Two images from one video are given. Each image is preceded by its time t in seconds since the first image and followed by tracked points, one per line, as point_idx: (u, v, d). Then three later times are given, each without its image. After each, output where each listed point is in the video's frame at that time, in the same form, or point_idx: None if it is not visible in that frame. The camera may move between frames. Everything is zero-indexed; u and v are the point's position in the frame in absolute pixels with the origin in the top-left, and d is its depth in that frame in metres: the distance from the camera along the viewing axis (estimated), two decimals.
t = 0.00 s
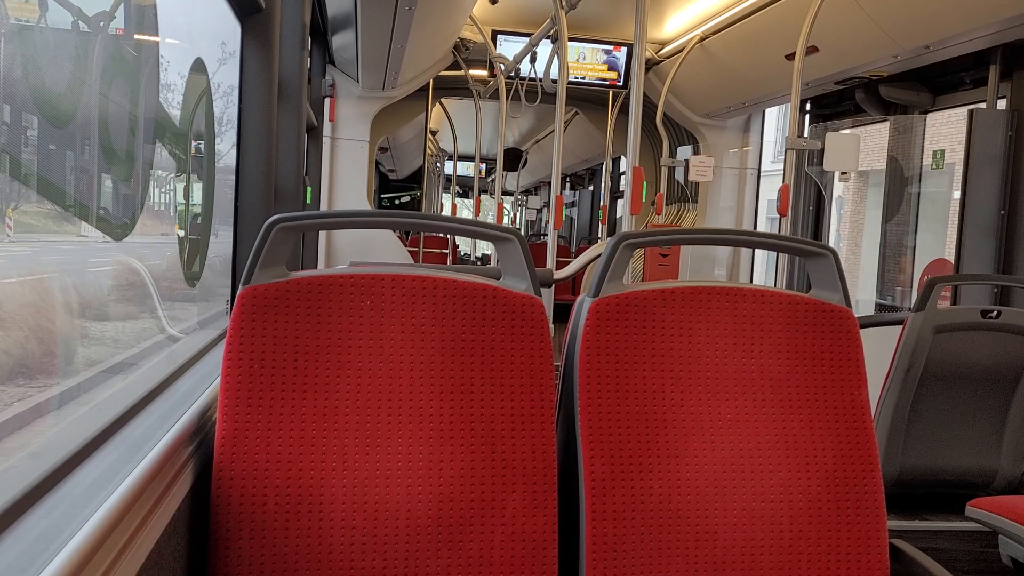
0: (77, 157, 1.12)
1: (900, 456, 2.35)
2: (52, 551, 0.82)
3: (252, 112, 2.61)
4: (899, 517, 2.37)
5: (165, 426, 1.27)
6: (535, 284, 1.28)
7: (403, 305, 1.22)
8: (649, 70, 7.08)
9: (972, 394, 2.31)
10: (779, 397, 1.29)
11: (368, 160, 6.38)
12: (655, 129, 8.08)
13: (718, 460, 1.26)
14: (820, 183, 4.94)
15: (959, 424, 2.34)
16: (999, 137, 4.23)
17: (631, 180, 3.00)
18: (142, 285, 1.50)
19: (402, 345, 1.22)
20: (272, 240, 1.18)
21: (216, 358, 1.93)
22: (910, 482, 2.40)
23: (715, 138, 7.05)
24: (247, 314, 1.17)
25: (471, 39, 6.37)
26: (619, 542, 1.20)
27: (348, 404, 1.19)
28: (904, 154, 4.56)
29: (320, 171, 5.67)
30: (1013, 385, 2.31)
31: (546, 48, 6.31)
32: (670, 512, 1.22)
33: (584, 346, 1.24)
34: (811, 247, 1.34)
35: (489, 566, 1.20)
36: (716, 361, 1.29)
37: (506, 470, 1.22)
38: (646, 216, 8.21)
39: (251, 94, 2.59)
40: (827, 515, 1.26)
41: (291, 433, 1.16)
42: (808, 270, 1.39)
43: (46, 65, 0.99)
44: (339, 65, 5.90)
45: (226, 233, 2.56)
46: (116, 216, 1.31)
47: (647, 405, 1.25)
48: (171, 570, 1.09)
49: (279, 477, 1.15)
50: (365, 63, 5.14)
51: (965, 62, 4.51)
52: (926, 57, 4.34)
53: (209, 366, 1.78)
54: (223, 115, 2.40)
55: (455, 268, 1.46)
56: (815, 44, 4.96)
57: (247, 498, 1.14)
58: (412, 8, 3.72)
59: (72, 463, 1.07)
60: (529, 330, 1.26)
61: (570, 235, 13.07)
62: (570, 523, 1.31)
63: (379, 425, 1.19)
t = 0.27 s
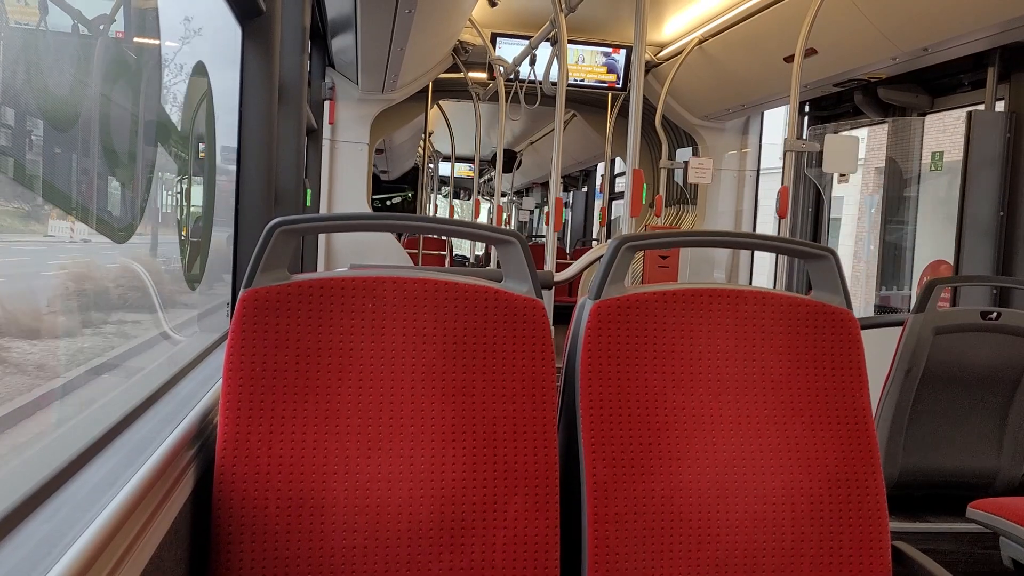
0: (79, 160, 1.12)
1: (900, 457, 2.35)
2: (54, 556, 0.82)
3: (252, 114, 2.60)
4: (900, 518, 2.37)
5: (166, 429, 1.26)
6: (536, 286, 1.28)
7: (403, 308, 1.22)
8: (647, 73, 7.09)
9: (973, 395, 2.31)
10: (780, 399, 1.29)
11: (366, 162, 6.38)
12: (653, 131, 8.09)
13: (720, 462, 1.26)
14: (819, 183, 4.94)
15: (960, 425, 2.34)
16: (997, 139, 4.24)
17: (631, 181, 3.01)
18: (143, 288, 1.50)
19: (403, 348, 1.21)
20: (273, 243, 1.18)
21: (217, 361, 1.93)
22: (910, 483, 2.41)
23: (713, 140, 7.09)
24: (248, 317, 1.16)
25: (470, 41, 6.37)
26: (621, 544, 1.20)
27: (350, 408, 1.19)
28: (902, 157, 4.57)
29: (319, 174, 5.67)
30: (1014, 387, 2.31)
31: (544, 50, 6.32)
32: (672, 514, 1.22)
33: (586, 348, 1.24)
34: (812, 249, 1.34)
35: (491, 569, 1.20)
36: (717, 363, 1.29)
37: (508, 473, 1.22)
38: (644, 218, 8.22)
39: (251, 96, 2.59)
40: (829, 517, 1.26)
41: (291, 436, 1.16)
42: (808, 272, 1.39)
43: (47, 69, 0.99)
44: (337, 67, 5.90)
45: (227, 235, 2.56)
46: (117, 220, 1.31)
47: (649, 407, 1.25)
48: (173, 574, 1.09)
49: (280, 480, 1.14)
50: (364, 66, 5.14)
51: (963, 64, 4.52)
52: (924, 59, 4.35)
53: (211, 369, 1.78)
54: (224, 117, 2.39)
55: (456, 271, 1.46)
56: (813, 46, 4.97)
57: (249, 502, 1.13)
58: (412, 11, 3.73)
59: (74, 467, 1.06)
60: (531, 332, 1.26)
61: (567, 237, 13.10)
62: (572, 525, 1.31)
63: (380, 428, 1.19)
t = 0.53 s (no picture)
0: (79, 160, 1.12)
1: (900, 458, 2.35)
2: (54, 553, 0.82)
3: (252, 114, 2.61)
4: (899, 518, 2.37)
5: (166, 428, 1.27)
6: (535, 285, 1.29)
7: (402, 307, 1.22)
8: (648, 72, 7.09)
9: (972, 396, 2.31)
10: (779, 399, 1.29)
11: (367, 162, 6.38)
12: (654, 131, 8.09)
13: (719, 462, 1.26)
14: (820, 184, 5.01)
15: (960, 426, 2.34)
16: (998, 138, 4.20)
17: (631, 181, 3.01)
18: (143, 288, 1.50)
19: (402, 347, 1.22)
20: (272, 242, 1.18)
21: (216, 360, 1.94)
22: (910, 484, 2.41)
23: (714, 140, 7.08)
24: (247, 317, 1.16)
25: (470, 41, 6.37)
26: (619, 544, 1.20)
27: (349, 407, 1.19)
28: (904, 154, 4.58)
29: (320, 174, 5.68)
30: (1014, 387, 2.30)
31: (545, 50, 6.32)
32: (671, 514, 1.22)
33: (585, 348, 1.24)
34: (812, 249, 1.34)
35: (490, 569, 1.20)
36: (716, 363, 1.29)
37: (507, 472, 1.22)
38: (644, 218, 8.22)
39: (251, 96, 2.59)
40: (828, 517, 1.26)
41: (291, 435, 1.16)
42: (808, 272, 1.39)
43: (48, 68, 0.99)
44: (338, 67, 5.90)
45: (227, 234, 2.56)
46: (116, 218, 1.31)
47: (648, 407, 1.25)
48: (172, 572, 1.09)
49: (279, 480, 1.15)
50: (365, 66, 5.15)
51: (964, 63, 4.52)
52: (925, 58, 4.34)
53: (210, 369, 1.78)
54: (224, 116, 2.40)
55: (455, 271, 1.47)
56: (814, 46, 4.97)
57: (248, 500, 1.14)
58: (412, 11, 3.73)
59: (74, 465, 1.07)
60: (530, 332, 1.26)
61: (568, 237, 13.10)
62: (571, 524, 1.31)
63: (379, 427, 1.19)
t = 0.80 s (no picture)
0: (75, 157, 1.12)
1: (895, 459, 2.35)
2: (47, 552, 0.82)
3: (249, 114, 2.61)
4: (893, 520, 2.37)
5: (160, 427, 1.26)
6: (532, 286, 1.29)
7: (398, 307, 1.22)
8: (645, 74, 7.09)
9: (967, 397, 2.31)
10: (775, 400, 1.29)
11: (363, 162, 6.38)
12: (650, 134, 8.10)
13: (714, 463, 1.26)
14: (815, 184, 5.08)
15: (955, 428, 2.35)
16: (992, 142, 4.22)
17: (628, 182, 3.01)
18: (139, 286, 1.50)
19: (398, 347, 1.21)
20: (268, 242, 1.18)
21: (211, 359, 1.93)
22: (905, 486, 2.41)
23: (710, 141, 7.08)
24: (243, 316, 1.16)
25: (467, 41, 6.38)
26: (614, 545, 1.20)
27: (344, 407, 1.18)
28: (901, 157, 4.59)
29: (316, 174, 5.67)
30: (1008, 389, 2.31)
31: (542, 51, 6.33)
32: (666, 515, 1.22)
33: (581, 350, 1.24)
34: (807, 251, 1.34)
35: (485, 569, 1.20)
36: (712, 364, 1.29)
37: (502, 472, 1.22)
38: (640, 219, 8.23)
39: (247, 95, 2.59)
40: (822, 518, 1.26)
41: (286, 435, 1.16)
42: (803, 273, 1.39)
43: (44, 65, 0.99)
44: (335, 67, 5.89)
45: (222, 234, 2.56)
46: (110, 217, 1.31)
47: (643, 408, 1.25)
48: (166, 572, 1.08)
49: (274, 480, 1.14)
50: (362, 66, 5.14)
51: (960, 67, 4.53)
52: (921, 61, 4.35)
53: (205, 368, 1.78)
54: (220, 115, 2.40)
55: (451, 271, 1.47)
56: (810, 48, 4.98)
57: (242, 500, 1.13)
58: (410, 11, 3.73)
59: (68, 464, 1.06)
60: (526, 332, 1.26)
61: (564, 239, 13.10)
62: (566, 525, 1.31)
63: (374, 427, 1.19)
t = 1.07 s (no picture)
0: (68, 155, 1.13)
1: (889, 461, 2.35)
2: (36, 549, 0.82)
3: (243, 112, 2.61)
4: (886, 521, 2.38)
5: (152, 425, 1.26)
6: (525, 286, 1.29)
7: (391, 306, 1.22)
8: (643, 74, 7.09)
9: (961, 400, 2.32)
10: (768, 400, 1.29)
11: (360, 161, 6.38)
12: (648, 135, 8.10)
13: (707, 463, 1.26)
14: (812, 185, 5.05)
15: (948, 430, 2.35)
16: (989, 144, 4.21)
17: (621, 183, 3.01)
18: (132, 284, 1.50)
19: (391, 346, 1.22)
20: (261, 240, 1.18)
21: (204, 358, 1.94)
22: (898, 488, 2.41)
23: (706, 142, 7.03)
24: (235, 314, 1.16)
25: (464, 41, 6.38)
26: (605, 544, 1.20)
27: (337, 405, 1.19)
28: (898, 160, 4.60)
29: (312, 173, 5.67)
30: (1002, 391, 2.31)
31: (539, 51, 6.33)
32: (658, 515, 1.22)
33: (573, 349, 1.24)
34: (801, 252, 1.34)
35: (476, 568, 1.20)
36: (705, 364, 1.29)
37: (494, 471, 1.22)
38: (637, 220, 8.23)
39: (242, 94, 2.59)
40: (814, 519, 1.26)
41: (278, 433, 1.16)
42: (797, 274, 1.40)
43: (39, 63, 1.00)
44: (332, 66, 5.89)
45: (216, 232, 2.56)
46: (103, 215, 1.31)
47: (635, 408, 1.25)
48: (157, 569, 1.08)
49: (266, 477, 1.14)
50: (359, 65, 5.15)
51: (957, 69, 4.53)
52: (919, 63, 4.35)
53: (197, 367, 1.78)
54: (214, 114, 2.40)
55: (445, 270, 1.47)
56: (807, 50, 4.99)
57: (234, 498, 1.13)
58: (406, 11, 3.73)
59: (60, 461, 1.07)
60: (519, 332, 1.26)
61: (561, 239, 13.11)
62: (558, 525, 1.31)
63: (367, 426, 1.19)
